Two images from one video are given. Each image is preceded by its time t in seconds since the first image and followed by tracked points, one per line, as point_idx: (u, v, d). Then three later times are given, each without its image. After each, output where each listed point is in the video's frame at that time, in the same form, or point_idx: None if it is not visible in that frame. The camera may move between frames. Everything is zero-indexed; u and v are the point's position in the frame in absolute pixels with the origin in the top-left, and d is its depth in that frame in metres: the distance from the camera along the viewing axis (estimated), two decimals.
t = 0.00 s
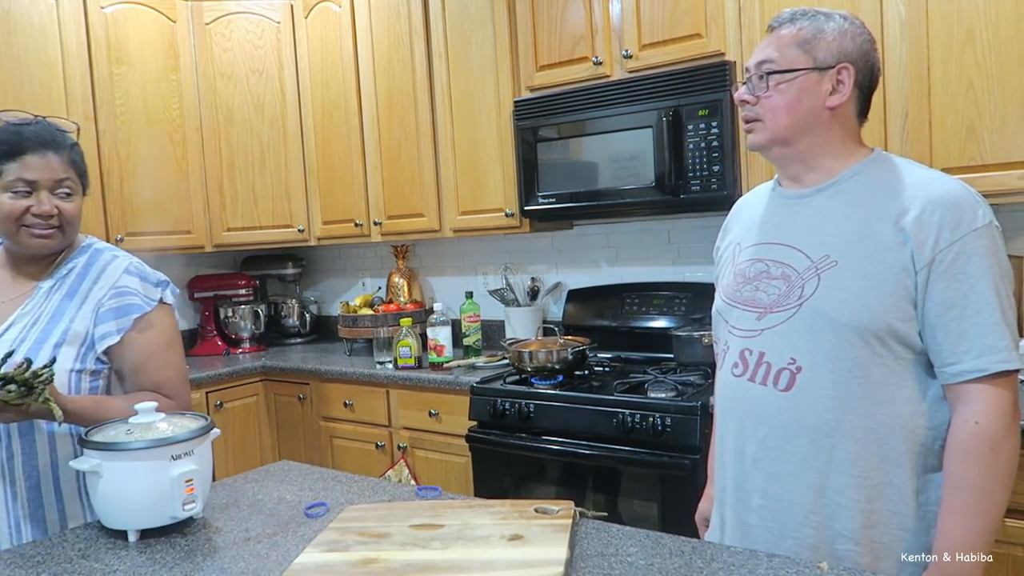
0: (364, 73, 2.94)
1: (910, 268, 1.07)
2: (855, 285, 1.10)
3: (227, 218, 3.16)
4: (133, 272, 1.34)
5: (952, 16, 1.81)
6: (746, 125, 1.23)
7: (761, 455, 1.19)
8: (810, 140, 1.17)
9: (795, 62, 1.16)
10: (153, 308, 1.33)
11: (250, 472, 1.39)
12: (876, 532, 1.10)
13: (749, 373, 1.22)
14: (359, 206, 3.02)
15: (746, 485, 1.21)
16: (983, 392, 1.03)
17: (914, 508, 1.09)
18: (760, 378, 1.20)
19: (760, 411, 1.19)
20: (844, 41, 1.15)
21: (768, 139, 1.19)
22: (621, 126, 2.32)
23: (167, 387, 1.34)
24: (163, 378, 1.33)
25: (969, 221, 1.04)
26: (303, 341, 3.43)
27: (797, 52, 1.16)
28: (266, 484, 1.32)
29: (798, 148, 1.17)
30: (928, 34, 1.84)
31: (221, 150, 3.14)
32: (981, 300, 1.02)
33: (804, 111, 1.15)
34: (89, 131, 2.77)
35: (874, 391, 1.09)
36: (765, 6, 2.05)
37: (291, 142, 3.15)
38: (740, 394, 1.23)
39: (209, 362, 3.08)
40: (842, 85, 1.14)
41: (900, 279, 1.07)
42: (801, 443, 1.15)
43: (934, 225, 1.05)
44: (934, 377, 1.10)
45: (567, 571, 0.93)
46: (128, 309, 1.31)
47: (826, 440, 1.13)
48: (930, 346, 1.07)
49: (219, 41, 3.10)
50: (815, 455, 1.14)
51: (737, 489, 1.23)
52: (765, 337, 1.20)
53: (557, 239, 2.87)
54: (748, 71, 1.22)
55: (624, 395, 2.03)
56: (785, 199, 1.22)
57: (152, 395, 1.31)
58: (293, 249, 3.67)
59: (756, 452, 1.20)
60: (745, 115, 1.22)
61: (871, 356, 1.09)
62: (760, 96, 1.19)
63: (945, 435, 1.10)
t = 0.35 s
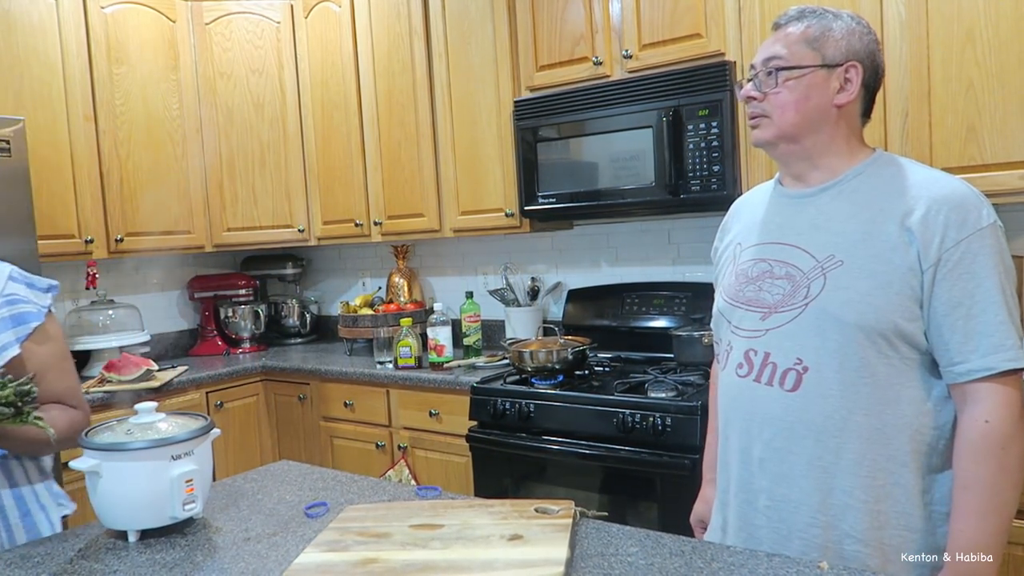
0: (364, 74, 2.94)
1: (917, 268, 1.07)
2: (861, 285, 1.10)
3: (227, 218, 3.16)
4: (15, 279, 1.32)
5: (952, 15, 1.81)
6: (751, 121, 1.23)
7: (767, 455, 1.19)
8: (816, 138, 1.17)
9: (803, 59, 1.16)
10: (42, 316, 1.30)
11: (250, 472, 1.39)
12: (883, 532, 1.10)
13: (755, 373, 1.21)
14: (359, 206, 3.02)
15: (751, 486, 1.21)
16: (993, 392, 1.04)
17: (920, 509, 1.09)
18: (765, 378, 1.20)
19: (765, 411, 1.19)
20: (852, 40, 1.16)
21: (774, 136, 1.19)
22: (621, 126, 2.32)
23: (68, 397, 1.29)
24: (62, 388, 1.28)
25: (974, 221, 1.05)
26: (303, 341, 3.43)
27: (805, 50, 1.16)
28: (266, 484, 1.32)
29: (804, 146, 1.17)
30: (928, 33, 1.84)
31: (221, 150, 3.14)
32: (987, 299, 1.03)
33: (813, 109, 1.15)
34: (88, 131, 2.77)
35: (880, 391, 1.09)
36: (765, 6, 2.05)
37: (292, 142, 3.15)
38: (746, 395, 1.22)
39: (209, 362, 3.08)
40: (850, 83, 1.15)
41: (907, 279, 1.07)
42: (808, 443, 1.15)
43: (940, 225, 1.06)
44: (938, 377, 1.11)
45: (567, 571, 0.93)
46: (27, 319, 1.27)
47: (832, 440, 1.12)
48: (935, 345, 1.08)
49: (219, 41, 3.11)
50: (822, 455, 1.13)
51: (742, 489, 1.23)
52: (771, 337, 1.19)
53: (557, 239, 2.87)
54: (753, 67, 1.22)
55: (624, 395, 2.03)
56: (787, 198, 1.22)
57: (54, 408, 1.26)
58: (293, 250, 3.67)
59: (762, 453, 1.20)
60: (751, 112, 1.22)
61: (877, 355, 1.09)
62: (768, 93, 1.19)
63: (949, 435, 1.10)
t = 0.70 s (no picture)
0: (364, 74, 2.94)
1: (918, 266, 1.07)
2: (864, 283, 1.10)
3: (227, 218, 3.15)
4: None
5: (952, 15, 1.81)
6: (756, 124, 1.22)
7: (769, 453, 1.19)
8: (821, 139, 1.17)
9: (806, 60, 1.16)
10: None
11: (249, 472, 1.39)
12: (884, 530, 1.10)
13: (757, 371, 1.21)
14: (359, 206, 3.02)
15: (753, 484, 1.21)
16: (993, 390, 1.04)
17: (921, 507, 1.09)
18: (767, 375, 1.19)
19: (767, 409, 1.19)
20: (854, 40, 1.16)
21: (780, 138, 1.19)
22: (621, 126, 2.32)
23: None
24: None
25: (976, 220, 1.05)
26: (302, 341, 3.43)
27: (808, 51, 1.16)
28: (266, 484, 1.32)
29: (809, 147, 1.17)
30: (928, 33, 1.84)
31: (221, 150, 3.14)
32: (989, 297, 1.03)
33: (817, 110, 1.15)
34: (89, 131, 2.77)
35: (881, 389, 1.09)
36: (765, 6, 2.05)
37: (292, 142, 3.15)
38: (748, 394, 1.22)
39: (209, 362, 3.08)
40: (853, 84, 1.15)
41: (908, 277, 1.07)
42: (810, 441, 1.14)
43: (942, 223, 1.06)
44: (939, 376, 1.10)
45: (566, 571, 0.93)
46: None
47: (834, 438, 1.12)
48: (937, 344, 1.08)
49: (219, 41, 3.11)
50: (823, 453, 1.13)
51: (744, 488, 1.22)
52: (774, 335, 1.19)
53: (557, 239, 2.87)
54: (756, 69, 1.22)
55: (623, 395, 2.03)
56: (790, 199, 1.22)
57: None
58: (293, 250, 3.67)
59: (764, 451, 1.20)
60: (756, 114, 1.22)
61: (878, 353, 1.09)
62: (772, 95, 1.18)
63: (950, 434, 1.10)
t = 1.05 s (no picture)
0: (364, 74, 2.94)
1: (925, 265, 1.07)
2: (873, 281, 1.10)
3: (227, 218, 3.15)
4: None
5: (952, 15, 1.81)
6: (760, 125, 1.21)
7: (778, 452, 1.19)
8: (825, 140, 1.16)
9: (810, 62, 1.15)
10: None
11: (250, 472, 1.39)
12: (891, 528, 1.10)
13: (765, 370, 1.20)
14: (359, 206, 3.02)
15: (760, 482, 1.21)
16: (996, 387, 1.04)
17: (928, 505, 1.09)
18: (775, 374, 1.19)
19: (774, 409, 1.19)
20: (856, 41, 1.16)
21: (784, 140, 1.18)
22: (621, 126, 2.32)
23: None
24: None
25: (981, 219, 1.05)
26: (303, 341, 3.43)
27: (812, 51, 1.15)
28: (266, 484, 1.32)
29: (814, 148, 1.17)
30: (928, 33, 1.84)
31: (221, 149, 3.14)
32: (994, 295, 1.04)
33: (822, 111, 1.15)
34: (89, 131, 2.77)
35: (890, 387, 1.09)
36: (765, 5, 2.05)
37: (292, 142, 3.15)
38: (755, 393, 1.22)
39: (209, 362, 3.08)
40: (856, 85, 1.15)
41: (916, 276, 1.08)
42: (818, 439, 1.14)
43: (949, 222, 1.06)
44: (943, 374, 1.11)
45: (567, 571, 0.93)
46: None
47: (841, 436, 1.12)
48: (943, 342, 1.08)
49: (219, 41, 3.11)
50: (831, 451, 1.13)
51: (752, 487, 1.22)
52: (782, 335, 1.19)
53: (557, 239, 2.87)
54: (758, 71, 1.21)
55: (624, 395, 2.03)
56: (792, 199, 1.22)
57: None
58: (293, 250, 3.67)
59: (773, 450, 1.19)
60: (759, 115, 1.20)
61: (887, 352, 1.09)
62: (775, 96, 1.17)
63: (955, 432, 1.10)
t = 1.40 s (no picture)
0: (364, 74, 2.94)
1: (924, 261, 1.07)
2: (873, 279, 1.10)
3: (227, 218, 3.15)
4: None
5: (952, 15, 1.81)
6: (757, 127, 1.21)
7: (780, 450, 1.19)
8: (822, 140, 1.17)
9: (806, 63, 1.15)
10: None
11: (250, 472, 1.39)
12: (894, 524, 1.10)
13: (765, 369, 1.20)
14: (359, 206, 3.02)
15: (762, 479, 1.21)
16: (999, 382, 1.04)
17: (932, 501, 1.09)
18: (775, 373, 1.19)
19: (774, 407, 1.19)
20: (850, 42, 1.16)
21: (781, 141, 1.18)
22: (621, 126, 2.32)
23: None
24: None
25: (979, 213, 1.05)
26: (303, 341, 3.43)
27: (807, 52, 1.15)
28: (266, 484, 1.32)
29: (811, 148, 1.17)
30: (928, 33, 1.84)
31: (221, 149, 3.14)
32: (994, 290, 1.04)
33: (819, 112, 1.15)
34: (89, 131, 2.77)
35: (891, 383, 1.09)
36: (765, 5, 2.05)
37: (291, 142, 3.15)
38: (755, 391, 1.22)
39: (209, 362, 3.09)
40: (851, 86, 1.16)
41: (917, 272, 1.08)
42: (821, 436, 1.14)
43: (946, 216, 1.06)
44: (946, 368, 1.11)
45: (566, 571, 0.93)
46: None
47: (844, 433, 1.12)
48: (945, 338, 1.08)
49: (219, 41, 3.11)
50: (835, 448, 1.13)
51: (754, 484, 1.22)
52: (781, 333, 1.19)
53: (557, 239, 2.87)
54: (753, 73, 1.21)
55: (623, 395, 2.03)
56: (790, 198, 1.22)
57: None
58: (293, 250, 3.67)
59: (776, 449, 1.19)
60: (756, 117, 1.20)
61: (888, 348, 1.09)
62: (772, 97, 1.17)
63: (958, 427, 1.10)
